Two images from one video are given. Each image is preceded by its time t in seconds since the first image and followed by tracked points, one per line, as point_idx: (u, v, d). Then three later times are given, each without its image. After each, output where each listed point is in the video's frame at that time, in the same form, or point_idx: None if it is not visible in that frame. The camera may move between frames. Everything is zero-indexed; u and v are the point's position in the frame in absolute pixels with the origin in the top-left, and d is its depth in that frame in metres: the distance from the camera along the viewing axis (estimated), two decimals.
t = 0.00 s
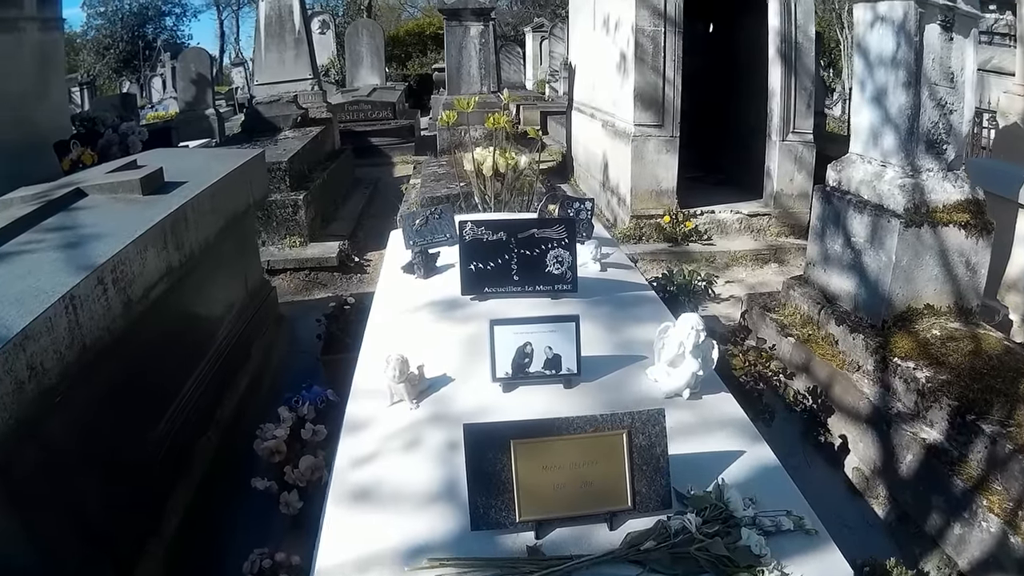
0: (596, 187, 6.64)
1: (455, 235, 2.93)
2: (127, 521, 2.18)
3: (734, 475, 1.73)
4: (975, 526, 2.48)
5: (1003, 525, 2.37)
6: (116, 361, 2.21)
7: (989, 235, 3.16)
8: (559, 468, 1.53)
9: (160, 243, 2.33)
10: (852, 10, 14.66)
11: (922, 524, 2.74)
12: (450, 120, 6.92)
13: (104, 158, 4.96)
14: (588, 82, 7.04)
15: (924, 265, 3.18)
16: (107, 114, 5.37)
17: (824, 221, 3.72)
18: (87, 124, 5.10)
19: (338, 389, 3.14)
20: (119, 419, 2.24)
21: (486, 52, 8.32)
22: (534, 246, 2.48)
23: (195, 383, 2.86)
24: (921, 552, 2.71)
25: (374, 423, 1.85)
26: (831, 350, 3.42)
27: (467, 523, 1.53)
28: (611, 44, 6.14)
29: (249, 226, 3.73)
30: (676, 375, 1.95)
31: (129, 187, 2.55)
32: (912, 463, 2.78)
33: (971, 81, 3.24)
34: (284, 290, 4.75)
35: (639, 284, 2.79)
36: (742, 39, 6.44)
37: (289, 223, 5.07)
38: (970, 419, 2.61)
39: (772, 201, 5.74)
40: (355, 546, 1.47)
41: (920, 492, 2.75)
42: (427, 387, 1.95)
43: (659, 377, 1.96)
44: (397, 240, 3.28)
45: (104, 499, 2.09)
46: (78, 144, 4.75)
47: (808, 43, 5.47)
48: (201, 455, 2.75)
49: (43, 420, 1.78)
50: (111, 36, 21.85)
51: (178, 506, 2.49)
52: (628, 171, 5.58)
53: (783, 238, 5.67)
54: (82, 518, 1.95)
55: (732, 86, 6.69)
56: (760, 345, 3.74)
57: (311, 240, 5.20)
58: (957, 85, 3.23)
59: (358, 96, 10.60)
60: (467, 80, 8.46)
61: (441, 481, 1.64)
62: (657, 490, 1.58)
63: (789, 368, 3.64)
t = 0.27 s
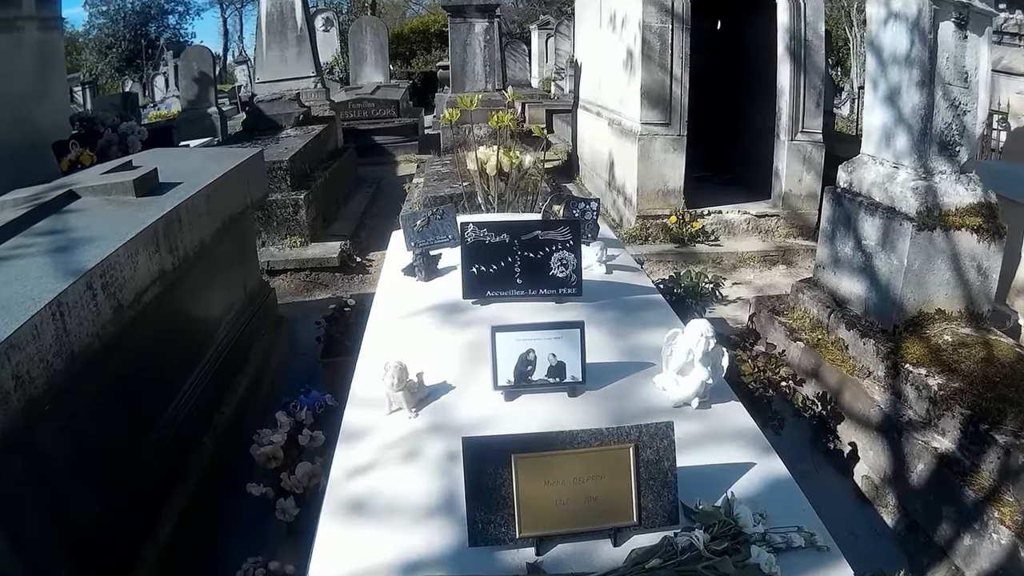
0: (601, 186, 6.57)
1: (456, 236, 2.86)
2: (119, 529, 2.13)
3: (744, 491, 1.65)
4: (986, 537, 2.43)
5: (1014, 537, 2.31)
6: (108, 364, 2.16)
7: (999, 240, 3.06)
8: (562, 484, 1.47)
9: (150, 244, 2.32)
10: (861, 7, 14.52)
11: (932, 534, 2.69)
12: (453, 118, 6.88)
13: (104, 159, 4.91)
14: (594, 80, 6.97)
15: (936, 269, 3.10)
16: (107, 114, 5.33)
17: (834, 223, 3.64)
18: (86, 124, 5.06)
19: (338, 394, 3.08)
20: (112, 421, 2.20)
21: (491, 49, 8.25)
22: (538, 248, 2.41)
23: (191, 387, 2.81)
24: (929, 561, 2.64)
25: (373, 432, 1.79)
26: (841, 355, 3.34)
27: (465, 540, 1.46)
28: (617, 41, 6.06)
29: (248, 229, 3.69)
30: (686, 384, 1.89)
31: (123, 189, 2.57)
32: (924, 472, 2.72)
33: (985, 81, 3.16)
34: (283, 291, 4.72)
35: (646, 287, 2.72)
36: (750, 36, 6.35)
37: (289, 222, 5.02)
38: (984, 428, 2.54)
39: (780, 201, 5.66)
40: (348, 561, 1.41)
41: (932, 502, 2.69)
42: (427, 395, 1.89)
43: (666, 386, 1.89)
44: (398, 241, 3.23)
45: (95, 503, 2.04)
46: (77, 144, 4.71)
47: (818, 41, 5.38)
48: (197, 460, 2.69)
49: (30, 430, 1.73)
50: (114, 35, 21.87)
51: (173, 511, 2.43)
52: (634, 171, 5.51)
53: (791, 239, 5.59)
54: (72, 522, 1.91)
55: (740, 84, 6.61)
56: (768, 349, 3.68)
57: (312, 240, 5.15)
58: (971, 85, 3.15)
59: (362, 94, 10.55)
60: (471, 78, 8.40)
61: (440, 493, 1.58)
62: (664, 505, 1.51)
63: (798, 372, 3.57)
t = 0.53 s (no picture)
0: (607, 185, 6.50)
1: (457, 237, 2.85)
2: (110, 537, 2.08)
3: (754, 502, 1.59)
4: (997, 544, 2.36)
5: None
6: (99, 368, 2.14)
7: (1011, 242, 2.98)
8: (564, 497, 1.41)
9: (140, 245, 2.35)
10: (869, 6, 14.43)
11: (942, 542, 2.62)
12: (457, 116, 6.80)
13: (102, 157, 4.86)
14: (600, 78, 6.89)
15: (948, 271, 3.03)
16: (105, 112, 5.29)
17: (844, 224, 3.57)
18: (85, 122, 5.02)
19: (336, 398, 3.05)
20: (106, 425, 2.18)
21: (496, 46, 8.18)
22: (541, 249, 2.36)
23: (186, 392, 2.79)
24: (940, 569, 2.57)
25: (369, 440, 1.74)
26: (851, 360, 3.28)
27: (463, 554, 1.40)
28: (624, 38, 5.99)
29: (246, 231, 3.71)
30: (696, 392, 1.84)
31: (115, 189, 2.64)
32: (935, 480, 2.65)
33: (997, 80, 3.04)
34: (284, 291, 4.75)
35: (653, 289, 2.65)
36: (758, 34, 6.27)
37: (289, 221, 5.07)
38: (997, 436, 2.47)
39: (788, 201, 5.57)
40: None
41: (942, 509, 2.63)
42: (428, 402, 1.83)
43: (674, 394, 1.84)
44: (399, 241, 3.17)
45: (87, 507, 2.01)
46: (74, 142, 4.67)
47: (826, 38, 5.29)
48: (193, 466, 2.65)
49: (17, 438, 1.70)
50: (116, 32, 21.87)
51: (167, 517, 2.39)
52: (640, 169, 5.44)
53: (799, 239, 5.52)
54: (64, 527, 1.87)
55: (747, 81, 6.52)
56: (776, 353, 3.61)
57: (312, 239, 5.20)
58: (984, 83, 3.04)
59: (366, 92, 10.49)
60: (476, 75, 8.33)
61: (437, 505, 1.52)
62: (670, 519, 1.45)
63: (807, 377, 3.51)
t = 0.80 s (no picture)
0: (612, 183, 6.43)
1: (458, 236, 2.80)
2: (103, 542, 2.04)
3: (764, 513, 1.53)
4: (1011, 551, 2.31)
5: None
6: (90, 370, 2.10)
7: None
8: (567, 511, 1.34)
9: (130, 247, 2.35)
10: (876, 4, 14.33)
11: (953, 547, 2.57)
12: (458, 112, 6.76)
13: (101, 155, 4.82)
14: (605, 75, 6.82)
15: (959, 272, 2.95)
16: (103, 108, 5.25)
17: (852, 223, 3.49)
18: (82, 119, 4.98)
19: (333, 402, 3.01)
20: (98, 427, 2.14)
21: (500, 43, 8.11)
22: (544, 249, 2.29)
23: (179, 395, 2.76)
24: None
25: (366, 447, 1.69)
26: (861, 363, 3.22)
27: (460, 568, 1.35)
28: (629, 35, 5.92)
29: (242, 228, 3.75)
30: (704, 399, 1.78)
31: (107, 187, 2.69)
32: (948, 486, 2.59)
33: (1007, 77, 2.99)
34: (284, 290, 4.78)
35: (659, 291, 2.58)
36: (765, 30, 6.18)
37: (288, 220, 5.11)
38: (1012, 442, 2.40)
39: (794, 199, 5.48)
40: None
41: (954, 515, 2.56)
42: (427, 408, 1.77)
43: (681, 401, 1.78)
44: (399, 241, 3.12)
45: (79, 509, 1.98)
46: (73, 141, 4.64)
47: (834, 35, 5.21)
48: (189, 470, 2.61)
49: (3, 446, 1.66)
50: (119, 30, 21.88)
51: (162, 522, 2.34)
52: (645, 167, 5.37)
53: (807, 238, 5.44)
54: (55, 530, 1.84)
55: (754, 78, 6.45)
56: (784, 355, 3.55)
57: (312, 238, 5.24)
58: (995, 80, 2.97)
59: (369, 89, 10.43)
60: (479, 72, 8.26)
61: (435, 515, 1.46)
62: (678, 532, 1.39)
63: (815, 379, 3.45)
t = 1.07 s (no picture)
0: (617, 179, 6.36)
1: (458, 235, 2.76)
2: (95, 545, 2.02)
3: (774, 524, 1.47)
4: None
5: None
6: (80, 372, 2.08)
7: None
8: (568, 524, 1.28)
9: (119, 247, 2.34)
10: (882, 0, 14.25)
11: (966, 552, 2.51)
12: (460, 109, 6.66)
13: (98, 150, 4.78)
14: (610, 71, 6.76)
15: (971, 272, 2.87)
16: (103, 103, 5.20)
17: (861, 221, 3.42)
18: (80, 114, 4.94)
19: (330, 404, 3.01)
20: (90, 428, 2.13)
21: (504, 39, 8.05)
22: (547, 248, 2.23)
23: (175, 397, 2.75)
24: None
25: (362, 455, 1.63)
26: (872, 366, 3.15)
27: None
28: (634, 30, 5.85)
29: (237, 226, 3.77)
30: (712, 406, 1.72)
31: (99, 183, 2.72)
32: (960, 491, 2.52)
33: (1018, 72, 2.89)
34: (284, 289, 4.78)
35: (665, 291, 2.52)
36: (772, 25, 6.11)
37: (288, 217, 5.10)
38: None
39: (802, 196, 5.40)
40: None
41: (967, 519, 2.50)
42: (424, 415, 1.71)
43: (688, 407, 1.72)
44: (399, 240, 3.07)
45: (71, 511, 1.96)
46: (70, 136, 4.61)
47: (841, 31, 5.14)
48: (184, 472, 2.59)
49: None
50: (122, 26, 21.89)
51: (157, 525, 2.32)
52: (651, 164, 5.31)
53: (815, 236, 5.37)
54: (45, 532, 1.82)
55: (761, 74, 6.37)
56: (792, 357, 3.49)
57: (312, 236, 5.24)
58: (1006, 76, 2.89)
59: (372, 85, 10.38)
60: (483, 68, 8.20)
61: (432, 526, 1.41)
62: (685, 545, 1.33)
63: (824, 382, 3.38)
